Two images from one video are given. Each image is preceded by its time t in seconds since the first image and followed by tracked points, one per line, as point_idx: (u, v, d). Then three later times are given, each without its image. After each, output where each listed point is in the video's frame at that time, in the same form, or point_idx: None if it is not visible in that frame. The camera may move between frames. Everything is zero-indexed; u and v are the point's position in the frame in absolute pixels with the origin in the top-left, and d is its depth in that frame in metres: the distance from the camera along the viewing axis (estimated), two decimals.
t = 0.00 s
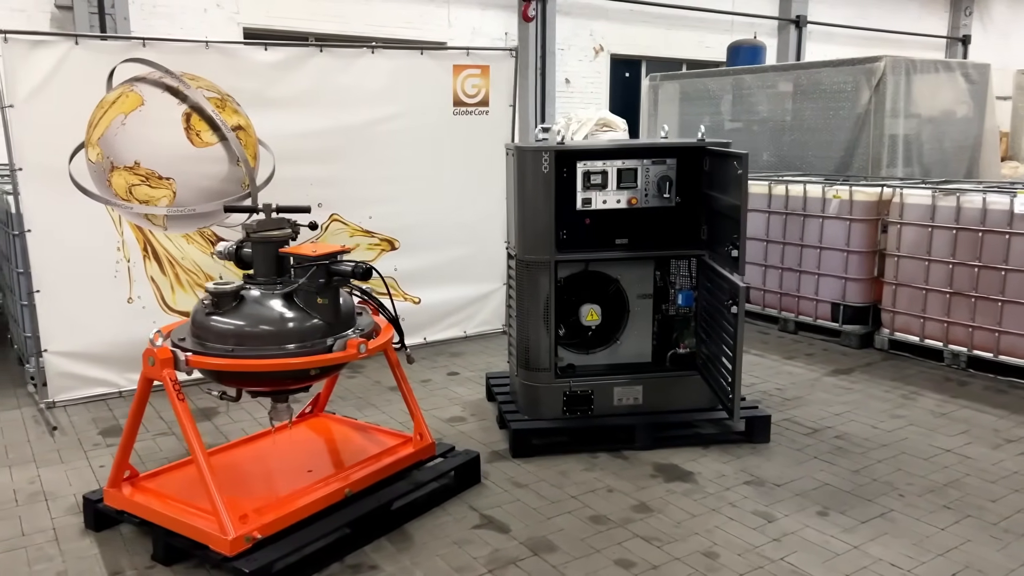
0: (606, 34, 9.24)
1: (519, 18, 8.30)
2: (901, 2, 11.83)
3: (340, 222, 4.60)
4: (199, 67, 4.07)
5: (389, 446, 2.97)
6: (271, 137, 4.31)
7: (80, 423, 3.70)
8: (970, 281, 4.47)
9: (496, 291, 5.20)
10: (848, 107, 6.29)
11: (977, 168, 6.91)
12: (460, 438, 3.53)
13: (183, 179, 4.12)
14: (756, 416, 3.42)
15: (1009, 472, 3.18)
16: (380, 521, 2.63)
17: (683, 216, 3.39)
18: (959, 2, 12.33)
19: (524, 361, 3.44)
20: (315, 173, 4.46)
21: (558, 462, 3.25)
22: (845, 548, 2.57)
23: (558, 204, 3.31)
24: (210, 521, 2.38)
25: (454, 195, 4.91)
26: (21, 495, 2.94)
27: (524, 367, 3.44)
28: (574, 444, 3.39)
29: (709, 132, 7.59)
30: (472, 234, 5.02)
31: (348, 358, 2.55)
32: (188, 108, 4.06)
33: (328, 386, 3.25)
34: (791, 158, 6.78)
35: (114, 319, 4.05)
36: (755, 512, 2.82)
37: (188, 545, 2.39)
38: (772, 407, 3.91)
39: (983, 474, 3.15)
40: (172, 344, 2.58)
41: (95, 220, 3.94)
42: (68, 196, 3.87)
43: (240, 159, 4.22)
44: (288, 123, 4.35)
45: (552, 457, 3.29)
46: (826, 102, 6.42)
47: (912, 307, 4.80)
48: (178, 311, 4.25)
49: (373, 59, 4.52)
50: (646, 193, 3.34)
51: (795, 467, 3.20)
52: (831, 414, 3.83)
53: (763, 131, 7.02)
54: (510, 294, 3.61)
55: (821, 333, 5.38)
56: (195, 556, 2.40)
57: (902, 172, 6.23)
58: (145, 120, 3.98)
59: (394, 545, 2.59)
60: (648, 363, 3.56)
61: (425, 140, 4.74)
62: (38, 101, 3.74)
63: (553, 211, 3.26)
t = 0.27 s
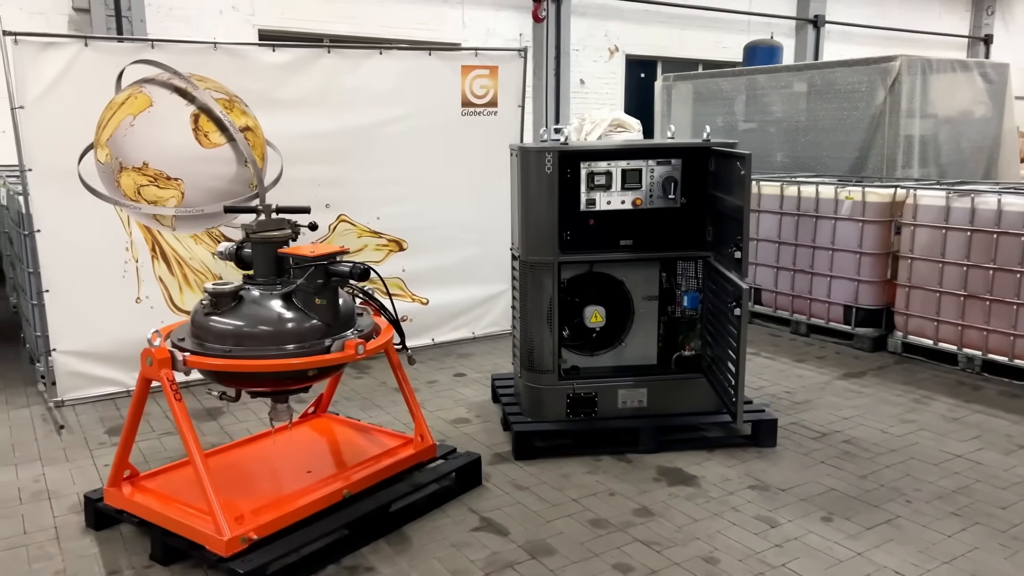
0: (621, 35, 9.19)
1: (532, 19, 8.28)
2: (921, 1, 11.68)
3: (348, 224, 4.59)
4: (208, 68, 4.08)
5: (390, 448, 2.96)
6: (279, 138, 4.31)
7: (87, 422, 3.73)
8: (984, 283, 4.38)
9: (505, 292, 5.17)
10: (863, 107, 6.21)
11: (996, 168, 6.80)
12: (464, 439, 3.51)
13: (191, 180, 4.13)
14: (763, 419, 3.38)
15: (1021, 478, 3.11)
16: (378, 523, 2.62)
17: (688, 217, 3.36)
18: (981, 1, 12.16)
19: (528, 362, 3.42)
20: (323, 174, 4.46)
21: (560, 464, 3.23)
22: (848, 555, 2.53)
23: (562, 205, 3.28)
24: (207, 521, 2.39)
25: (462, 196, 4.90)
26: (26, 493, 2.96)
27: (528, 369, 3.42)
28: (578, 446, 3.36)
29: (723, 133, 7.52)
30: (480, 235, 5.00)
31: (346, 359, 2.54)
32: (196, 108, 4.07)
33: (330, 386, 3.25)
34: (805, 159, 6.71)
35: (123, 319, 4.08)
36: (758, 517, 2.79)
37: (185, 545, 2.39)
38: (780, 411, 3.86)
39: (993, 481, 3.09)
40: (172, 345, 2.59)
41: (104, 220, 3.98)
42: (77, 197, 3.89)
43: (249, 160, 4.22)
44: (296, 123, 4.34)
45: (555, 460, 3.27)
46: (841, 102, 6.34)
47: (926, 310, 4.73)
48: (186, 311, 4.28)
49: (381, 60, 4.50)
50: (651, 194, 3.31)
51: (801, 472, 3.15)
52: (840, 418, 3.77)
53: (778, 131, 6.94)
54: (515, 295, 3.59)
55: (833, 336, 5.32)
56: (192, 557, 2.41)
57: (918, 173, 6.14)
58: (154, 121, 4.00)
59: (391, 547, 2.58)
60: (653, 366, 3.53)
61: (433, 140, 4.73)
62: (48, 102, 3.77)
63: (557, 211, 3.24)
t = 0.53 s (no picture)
0: (637, 36, 9.16)
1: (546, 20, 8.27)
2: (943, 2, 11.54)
3: (356, 224, 4.59)
4: (216, 69, 4.10)
5: (390, 448, 2.96)
6: (288, 138, 4.32)
7: (94, 420, 3.76)
8: (1000, 287, 4.31)
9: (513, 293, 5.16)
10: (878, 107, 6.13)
11: (1016, 170, 6.69)
12: (467, 440, 3.50)
13: (200, 180, 4.15)
14: (770, 422, 3.33)
15: None
16: (376, 523, 2.61)
17: (693, 217, 3.32)
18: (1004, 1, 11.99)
19: (532, 364, 3.40)
20: (331, 174, 4.46)
21: (563, 467, 3.20)
22: (851, 561, 2.49)
23: (566, 206, 3.26)
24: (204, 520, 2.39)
25: (471, 197, 4.89)
26: (30, 490, 2.98)
27: (531, 371, 3.40)
28: (581, 449, 3.34)
29: (737, 134, 7.46)
30: (489, 236, 4.99)
31: (344, 358, 2.53)
32: (205, 108, 4.11)
33: (333, 386, 3.25)
34: (820, 161, 6.64)
35: (131, 318, 4.11)
36: (760, 522, 2.75)
37: (182, 543, 2.39)
38: (788, 414, 3.81)
39: (1004, 487, 3.02)
40: (172, 343, 2.59)
41: (113, 220, 4.00)
42: (87, 197, 3.92)
43: (256, 160, 4.25)
44: (304, 124, 4.35)
45: (557, 462, 3.24)
46: (856, 102, 6.27)
47: (940, 313, 4.66)
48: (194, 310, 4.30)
49: (389, 61, 4.50)
50: (656, 194, 3.28)
51: (806, 476, 3.11)
52: (849, 422, 3.72)
53: (792, 132, 6.88)
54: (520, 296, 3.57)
55: (846, 339, 5.25)
56: (188, 555, 2.41)
57: (935, 175, 6.05)
58: (163, 121, 4.03)
59: (388, 547, 2.58)
60: (658, 368, 3.49)
61: (441, 141, 4.73)
62: (58, 103, 3.80)
63: (560, 212, 3.22)
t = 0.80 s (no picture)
0: (653, 36, 9.11)
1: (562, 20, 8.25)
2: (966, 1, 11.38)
3: (364, 224, 4.58)
4: (224, 69, 4.11)
5: (390, 448, 2.95)
6: (296, 138, 4.33)
7: (102, 417, 3.78)
8: (1016, 290, 4.23)
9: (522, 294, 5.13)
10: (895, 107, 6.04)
11: None
12: (470, 441, 3.48)
13: (208, 179, 4.17)
14: (778, 425, 3.28)
15: None
16: (373, 524, 2.60)
17: (699, 218, 3.29)
18: None
19: (536, 365, 3.38)
20: (339, 174, 4.46)
21: (565, 468, 3.18)
22: (854, 567, 2.44)
23: (569, 205, 3.24)
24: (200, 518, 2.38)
25: (480, 197, 4.88)
26: (34, 486, 3.00)
27: (535, 372, 3.38)
28: (584, 450, 3.31)
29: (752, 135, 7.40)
30: (497, 236, 4.97)
31: (341, 357, 2.52)
32: (214, 108, 4.12)
33: (335, 385, 3.24)
34: (836, 161, 6.56)
35: (139, 316, 4.13)
36: (763, 526, 2.70)
37: (179, 541, 2.39)
38: (797, 418, 3.76)
39: (1016, 494, 2.96)
40: (171, 342, 2.59)
41: (122, 218, 4.02)
42: (96, 195, 3.95)
43: (265, 160, 4.25)
44: (312, 124, 4.35)
45: (560, 464, 3.22)
46: (872, 102, 6.19)
47: (955, 316, 4.58)
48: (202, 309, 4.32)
49: (398, 60, 4.49)
50: (661, 194, 3.25)
51: (813, 481, 3.06)
52: (859, 426, 3.66)
53: (808, 133, 6.80)
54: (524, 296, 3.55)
55: (860, 342, 5.18)
56: (185, 553, 2.41)
57: (953, 176, 5.96)
58: (172, 120, 4.05)
59: (386, 548, 2.56)
60: (663, 369, 3.46)
61: (450, 141, 4.72)
62: (68, 102, 3.82)
63: (563, 212, 3.20)
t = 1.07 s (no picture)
0: (670, 35, 9.04)
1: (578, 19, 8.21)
2: None
3: (372, 223, 4.57)
4: (232, 67, 4.12)
5: (390, 449, 2.92)
6: (303, 136, 4.33)
7: (108, 415, 3.79)
8: None
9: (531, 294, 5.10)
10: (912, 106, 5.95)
11: None
12: (473, 442, 3.46)
13: (216, 178, 4.17)
14: (785, 429, 3.23)
15: None
16: (370, 525, 2.58)
17: (706, 217, 3.24)
18: None
19: (539, 366, 3.34)
20: (346, 173, 4.46)
21: (567, 471, 3.14)
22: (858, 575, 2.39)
23: (573, 204, 3.20)
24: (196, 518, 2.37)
25: (488, 197, 4.85)
26: (36, 484, 3.01)
27: (539, 373, 3.34)
28: (588, 453, 3.27)
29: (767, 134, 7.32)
30: (506, 236, 4.94)
31: (338, 357, 2.50)
32: (221, 107, 4.12)
33: (337, 385, 3.23)
34: (852, 161, 6.47)
35: (147, 314, 4.15)
36: (767, 532, 2.65)
37: (174, 541, 2.38)
38: (806, 421, 3.70)
39: None
40: (169, 340, 2.58)
41: (130, 217, 4.03)
42: (104, 194, 3.96)
43: (272, 158, 4.25)
44: (318, 123, 4.35)
45: (563, 466, 3.18)
46: (889, 100, 6.09)
47: (972, 319, 4.49)
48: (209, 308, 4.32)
49: (405, 59, 4.48)
50: (667, 193, 3.20)
51: (819, 486, 3.00)
52: (870, 430, 3.59)
53: (823, 132, 6.71)
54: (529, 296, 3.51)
55: (874, 344, 5.10)
56: (180, 553, 2.40)
57: (972, 175, 5.85)
58: (180, 118, 4.06)
59: (382, 549, 2.54)
60: (669, 371, 3.41)
61: (458, 140, 4.69)
62: (76, 101, 3.85)
63: (567, 211, 3.16)
